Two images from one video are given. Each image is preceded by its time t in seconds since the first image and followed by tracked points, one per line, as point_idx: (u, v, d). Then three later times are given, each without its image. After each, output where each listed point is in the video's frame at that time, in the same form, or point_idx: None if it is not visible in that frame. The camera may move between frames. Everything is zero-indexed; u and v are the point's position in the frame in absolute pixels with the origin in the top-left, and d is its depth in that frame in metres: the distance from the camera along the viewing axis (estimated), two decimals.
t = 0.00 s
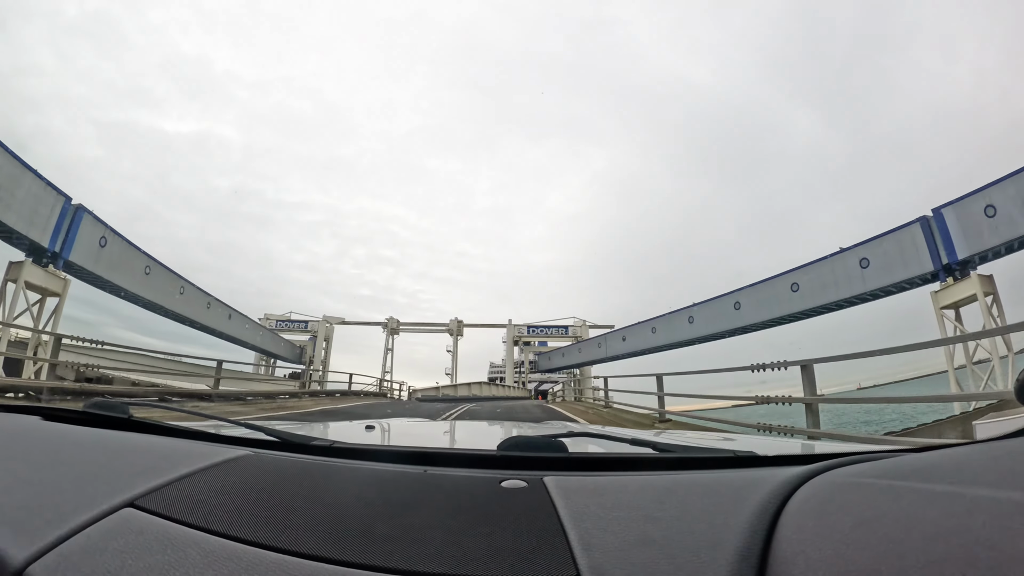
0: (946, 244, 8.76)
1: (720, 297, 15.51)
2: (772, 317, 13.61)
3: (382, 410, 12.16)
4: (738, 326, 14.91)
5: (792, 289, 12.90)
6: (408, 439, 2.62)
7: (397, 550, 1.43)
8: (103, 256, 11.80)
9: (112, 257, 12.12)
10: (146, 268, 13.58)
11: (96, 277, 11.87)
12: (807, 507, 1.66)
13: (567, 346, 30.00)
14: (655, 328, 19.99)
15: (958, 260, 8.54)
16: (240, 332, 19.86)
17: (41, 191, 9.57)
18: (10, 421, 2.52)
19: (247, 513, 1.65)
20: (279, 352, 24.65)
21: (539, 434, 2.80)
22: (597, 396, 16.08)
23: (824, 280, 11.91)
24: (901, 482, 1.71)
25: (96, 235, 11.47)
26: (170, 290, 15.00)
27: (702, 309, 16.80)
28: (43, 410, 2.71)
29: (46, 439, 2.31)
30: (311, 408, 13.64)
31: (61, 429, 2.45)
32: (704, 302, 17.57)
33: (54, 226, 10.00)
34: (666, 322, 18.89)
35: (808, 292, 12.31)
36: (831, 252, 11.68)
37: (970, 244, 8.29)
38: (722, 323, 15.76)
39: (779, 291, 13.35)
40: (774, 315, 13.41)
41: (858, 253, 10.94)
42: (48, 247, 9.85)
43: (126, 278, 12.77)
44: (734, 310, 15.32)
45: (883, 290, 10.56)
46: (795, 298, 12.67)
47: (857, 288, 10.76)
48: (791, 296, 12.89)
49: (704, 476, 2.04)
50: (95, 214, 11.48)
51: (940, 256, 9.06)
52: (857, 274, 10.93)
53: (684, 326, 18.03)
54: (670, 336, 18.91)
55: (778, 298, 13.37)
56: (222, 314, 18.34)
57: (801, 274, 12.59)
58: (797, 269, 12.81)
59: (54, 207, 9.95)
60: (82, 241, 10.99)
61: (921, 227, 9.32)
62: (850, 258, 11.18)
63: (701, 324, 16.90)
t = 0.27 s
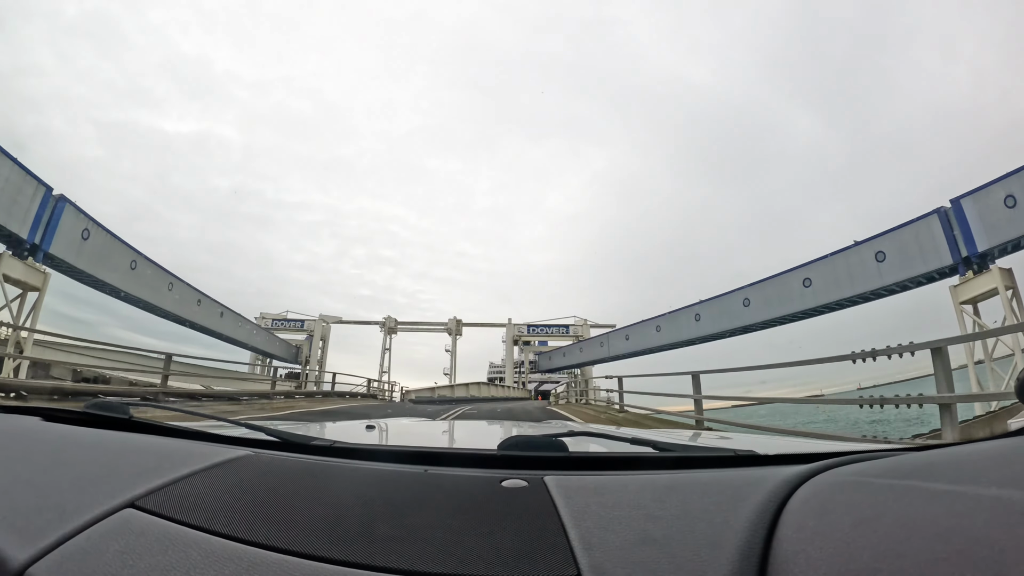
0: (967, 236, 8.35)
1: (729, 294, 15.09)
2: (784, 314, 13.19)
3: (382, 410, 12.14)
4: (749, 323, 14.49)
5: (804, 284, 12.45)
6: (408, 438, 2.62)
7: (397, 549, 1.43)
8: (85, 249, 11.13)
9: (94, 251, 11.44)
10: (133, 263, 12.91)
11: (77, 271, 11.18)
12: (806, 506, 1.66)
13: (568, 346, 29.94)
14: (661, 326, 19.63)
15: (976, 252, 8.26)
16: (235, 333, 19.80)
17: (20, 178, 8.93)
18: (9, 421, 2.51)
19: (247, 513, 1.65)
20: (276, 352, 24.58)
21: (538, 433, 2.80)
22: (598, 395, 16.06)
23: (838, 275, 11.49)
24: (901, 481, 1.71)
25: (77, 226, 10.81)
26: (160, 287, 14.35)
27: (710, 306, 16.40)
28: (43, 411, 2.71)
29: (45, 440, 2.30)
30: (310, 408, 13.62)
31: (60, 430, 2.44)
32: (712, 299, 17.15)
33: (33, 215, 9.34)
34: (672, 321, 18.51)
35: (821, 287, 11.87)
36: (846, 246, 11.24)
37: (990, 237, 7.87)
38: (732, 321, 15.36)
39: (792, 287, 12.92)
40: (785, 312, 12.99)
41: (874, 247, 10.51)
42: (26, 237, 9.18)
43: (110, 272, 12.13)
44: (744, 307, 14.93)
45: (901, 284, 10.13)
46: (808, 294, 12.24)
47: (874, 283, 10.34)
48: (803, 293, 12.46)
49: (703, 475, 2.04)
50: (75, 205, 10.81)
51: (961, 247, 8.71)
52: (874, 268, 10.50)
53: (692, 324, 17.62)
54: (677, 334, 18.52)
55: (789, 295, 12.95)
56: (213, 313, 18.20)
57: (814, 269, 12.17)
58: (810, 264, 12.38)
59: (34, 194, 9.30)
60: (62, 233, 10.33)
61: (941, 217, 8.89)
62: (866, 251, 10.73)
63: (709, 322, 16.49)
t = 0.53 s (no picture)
0: (985, 228, 7.70)
1: (740, 289, 14.56)
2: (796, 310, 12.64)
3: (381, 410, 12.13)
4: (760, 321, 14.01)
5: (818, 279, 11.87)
6: (407, 439, 2.62)
7: (397, 550, 1.42)
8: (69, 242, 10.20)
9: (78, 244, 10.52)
10: (118, 256, 12.09)
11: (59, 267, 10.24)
12: (805, 506, 1.66)
13: (569, 345, 29.87)
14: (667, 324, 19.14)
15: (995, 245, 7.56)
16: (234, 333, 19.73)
17: None
18: (10, 422, 2.51)
19: (246, 513, 1.64)
20: (274, 352, 24.46)
21: (538, 433, 2.80)
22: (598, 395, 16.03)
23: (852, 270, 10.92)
24: (901, 481, 1.71)
25: (61, 217, 9.91)
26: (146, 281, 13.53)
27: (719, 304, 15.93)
28: (43, 411, 2.70)
29: (45, 440, 2.29)
30: (310, 409, 13.58)
31: (61, 430, 2.44)
32: (721, 296, 16.57)
33: (13, 204, 8.40)
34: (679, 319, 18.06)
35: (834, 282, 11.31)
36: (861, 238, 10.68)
37: (1010, 227, 7.22)
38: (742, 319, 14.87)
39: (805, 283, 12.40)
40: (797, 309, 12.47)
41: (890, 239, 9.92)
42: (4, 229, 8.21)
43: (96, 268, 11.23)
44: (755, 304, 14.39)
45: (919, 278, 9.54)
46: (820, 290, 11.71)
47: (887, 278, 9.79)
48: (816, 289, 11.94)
49: (703, 475, 2.04)
50: (57, 194, 9.86)
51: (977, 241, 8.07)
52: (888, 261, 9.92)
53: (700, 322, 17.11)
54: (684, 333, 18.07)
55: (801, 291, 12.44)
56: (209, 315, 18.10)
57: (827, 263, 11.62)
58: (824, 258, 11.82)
59: (15, 182, 8.38)
60: (43, 224, 9.36)
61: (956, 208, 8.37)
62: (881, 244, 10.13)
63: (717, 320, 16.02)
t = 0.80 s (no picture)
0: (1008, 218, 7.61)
1: (746, 286, 13.98)
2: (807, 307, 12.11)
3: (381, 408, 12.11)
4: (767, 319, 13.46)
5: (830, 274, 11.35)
6: (406, 438, 2.62)
7: (396, 550, 1.42)
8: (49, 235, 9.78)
9: (59, 237, 10.10)
10: (99, 250, 11.53)
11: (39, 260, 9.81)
12: (805, 506, 1.66)
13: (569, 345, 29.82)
14: (669, 323, 18.65)
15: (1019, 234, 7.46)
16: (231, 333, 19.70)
17: None
18: (10, 420, 2.50)
19: (246, 512, 1.64)
20: (270, 352, 24.36)
21: (538, 433, 2.80)
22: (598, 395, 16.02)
23: (868, 264, 10.41)
24: (901, 481, 1.71)
25: (41, 208, 9.48)
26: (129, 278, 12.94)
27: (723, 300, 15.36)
28: (42, 409, 2.70)
29: (45, 438, 2.29)
30: (309, 408, 13.56)
31: (61, 428, 2.44)
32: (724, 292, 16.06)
33: None
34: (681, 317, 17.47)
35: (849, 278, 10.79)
36: (875, 231, 10.18)
37: None
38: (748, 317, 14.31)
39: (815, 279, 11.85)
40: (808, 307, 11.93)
41: (906, 232, 9.48)
42: None
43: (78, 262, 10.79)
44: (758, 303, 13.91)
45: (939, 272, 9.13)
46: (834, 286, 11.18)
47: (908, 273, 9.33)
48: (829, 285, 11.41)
49: (703, 475, 2.04)
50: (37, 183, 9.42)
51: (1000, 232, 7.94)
52: (907, 256, 9.47)
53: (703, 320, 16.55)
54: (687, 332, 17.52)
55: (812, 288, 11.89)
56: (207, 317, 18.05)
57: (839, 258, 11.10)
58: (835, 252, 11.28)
59: None
60: (21, 216, 8.93)
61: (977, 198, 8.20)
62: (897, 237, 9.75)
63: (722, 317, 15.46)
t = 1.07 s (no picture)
0: None
1: (757, 281, 13.58)
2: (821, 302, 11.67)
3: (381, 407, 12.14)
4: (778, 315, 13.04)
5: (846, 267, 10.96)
6: (406, 438, 2.63)
7: (395, 549, 1.43)
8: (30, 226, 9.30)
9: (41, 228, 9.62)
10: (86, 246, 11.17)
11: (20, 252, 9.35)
12: (804, 506, 1.67)
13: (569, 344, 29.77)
14: (675, 320, 18.24)
15: None
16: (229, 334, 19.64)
17: None
18: (9, 420, 2.50)
19: (246, 512, 1.64)
20: (264, 352, 24.24)
21: (537, 433, 2.80)
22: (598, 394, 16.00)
23: (882, 258, 10.08)
24: (900, 481, 1.72)
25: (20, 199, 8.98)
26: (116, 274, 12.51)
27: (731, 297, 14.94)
28: (42, 409, 2.71)
29: (45, 438, 2.29)
30: (308, 408, 13.54)
31: (62, 427, 2.45)
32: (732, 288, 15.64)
33: None
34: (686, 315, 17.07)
35: (866, 272, 10.40)
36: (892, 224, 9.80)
37: None
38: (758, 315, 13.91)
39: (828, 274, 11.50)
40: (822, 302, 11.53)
41: (925, 222, 9.11)
42: None
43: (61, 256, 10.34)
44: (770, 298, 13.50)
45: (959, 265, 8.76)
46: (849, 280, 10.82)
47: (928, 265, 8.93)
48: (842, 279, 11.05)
49: (702, 475, 2.04)
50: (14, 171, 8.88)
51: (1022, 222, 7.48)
52: (926, 249, 9.10)
53: (711, 317, 16.12)
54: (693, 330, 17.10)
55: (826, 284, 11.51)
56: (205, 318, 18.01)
57: (853, 253, 10.75)
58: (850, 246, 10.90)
59: None
60: None
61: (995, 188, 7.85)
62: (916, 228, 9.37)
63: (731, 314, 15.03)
